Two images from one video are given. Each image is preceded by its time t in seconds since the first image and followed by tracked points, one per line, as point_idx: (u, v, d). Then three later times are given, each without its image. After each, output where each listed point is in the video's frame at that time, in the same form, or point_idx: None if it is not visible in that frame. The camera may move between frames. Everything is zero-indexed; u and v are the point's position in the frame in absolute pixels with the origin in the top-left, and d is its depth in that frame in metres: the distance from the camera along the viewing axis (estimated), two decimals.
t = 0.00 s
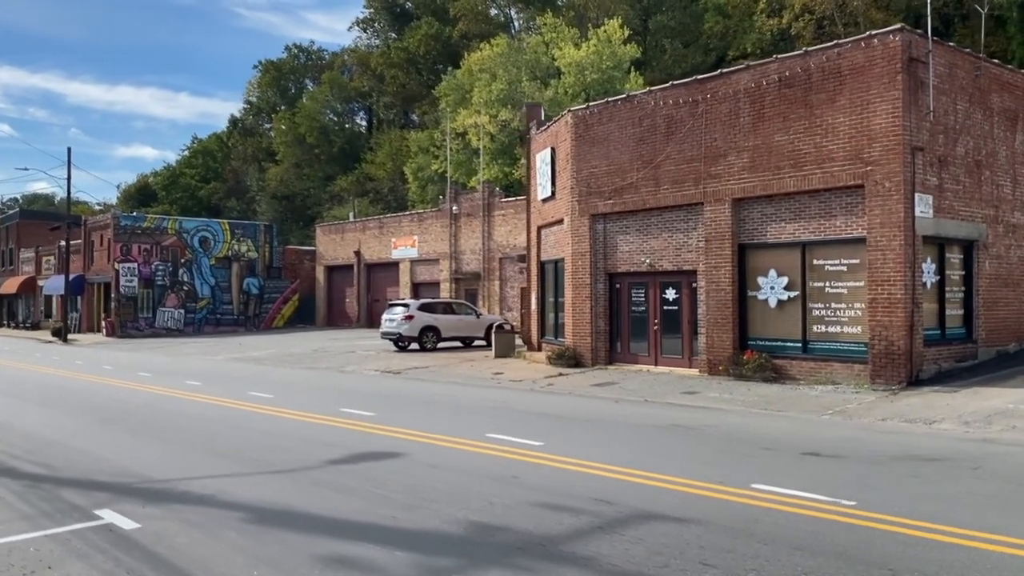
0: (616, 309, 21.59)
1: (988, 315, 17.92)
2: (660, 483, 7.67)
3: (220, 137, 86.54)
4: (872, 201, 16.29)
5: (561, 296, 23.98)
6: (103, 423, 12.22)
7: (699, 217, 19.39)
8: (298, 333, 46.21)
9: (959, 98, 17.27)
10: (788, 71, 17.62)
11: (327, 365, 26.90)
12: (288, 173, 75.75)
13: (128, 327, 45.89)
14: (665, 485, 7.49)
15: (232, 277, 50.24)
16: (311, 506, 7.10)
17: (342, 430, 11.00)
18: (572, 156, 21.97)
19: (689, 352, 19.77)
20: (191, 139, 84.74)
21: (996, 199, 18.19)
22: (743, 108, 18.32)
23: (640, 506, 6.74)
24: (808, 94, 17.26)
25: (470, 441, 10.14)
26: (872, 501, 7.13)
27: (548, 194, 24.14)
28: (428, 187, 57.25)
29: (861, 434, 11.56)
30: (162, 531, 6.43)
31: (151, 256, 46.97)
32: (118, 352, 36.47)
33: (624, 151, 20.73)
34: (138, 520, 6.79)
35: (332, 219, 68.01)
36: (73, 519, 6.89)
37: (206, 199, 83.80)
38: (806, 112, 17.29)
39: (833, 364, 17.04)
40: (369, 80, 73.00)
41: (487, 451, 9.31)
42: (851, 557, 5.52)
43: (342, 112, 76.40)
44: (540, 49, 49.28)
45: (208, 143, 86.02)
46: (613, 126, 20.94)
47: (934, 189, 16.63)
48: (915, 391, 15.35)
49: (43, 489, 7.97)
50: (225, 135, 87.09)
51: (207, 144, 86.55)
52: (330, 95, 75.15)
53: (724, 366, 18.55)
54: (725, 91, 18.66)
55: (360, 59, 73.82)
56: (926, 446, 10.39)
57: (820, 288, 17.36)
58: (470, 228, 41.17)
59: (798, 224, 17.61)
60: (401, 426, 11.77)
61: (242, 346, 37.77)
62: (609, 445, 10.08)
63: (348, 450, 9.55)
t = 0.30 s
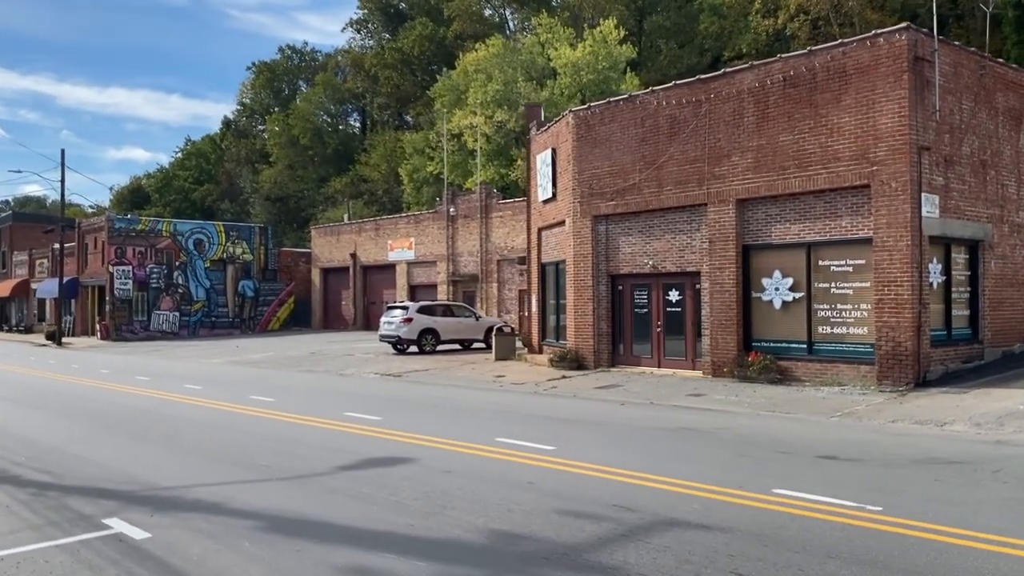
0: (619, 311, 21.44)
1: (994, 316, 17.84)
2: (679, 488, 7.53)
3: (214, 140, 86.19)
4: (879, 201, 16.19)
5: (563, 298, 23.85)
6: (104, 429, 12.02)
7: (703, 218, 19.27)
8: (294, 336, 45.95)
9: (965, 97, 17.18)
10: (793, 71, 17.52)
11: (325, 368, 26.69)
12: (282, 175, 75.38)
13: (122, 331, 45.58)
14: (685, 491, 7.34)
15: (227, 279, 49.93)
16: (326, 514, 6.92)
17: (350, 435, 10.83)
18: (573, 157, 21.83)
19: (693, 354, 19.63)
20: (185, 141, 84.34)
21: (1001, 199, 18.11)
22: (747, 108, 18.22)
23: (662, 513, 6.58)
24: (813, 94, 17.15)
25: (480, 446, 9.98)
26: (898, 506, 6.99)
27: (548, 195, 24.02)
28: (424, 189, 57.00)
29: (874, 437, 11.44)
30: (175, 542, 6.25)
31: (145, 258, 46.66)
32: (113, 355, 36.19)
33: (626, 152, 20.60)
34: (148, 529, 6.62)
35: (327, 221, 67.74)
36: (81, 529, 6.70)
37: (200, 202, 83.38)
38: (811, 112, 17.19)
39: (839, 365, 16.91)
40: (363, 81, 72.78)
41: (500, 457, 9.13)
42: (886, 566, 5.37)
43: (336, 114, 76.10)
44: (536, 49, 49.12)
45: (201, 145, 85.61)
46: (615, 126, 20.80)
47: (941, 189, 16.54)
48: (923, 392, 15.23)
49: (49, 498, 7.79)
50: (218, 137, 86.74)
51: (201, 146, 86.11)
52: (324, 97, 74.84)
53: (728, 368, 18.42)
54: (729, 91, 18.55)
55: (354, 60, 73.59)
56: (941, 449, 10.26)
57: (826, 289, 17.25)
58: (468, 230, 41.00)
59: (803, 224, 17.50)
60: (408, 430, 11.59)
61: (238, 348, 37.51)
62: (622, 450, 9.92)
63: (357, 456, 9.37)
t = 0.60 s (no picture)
0: (620, 311, 21.31)
1: (999, 314, 17.73)
2: (692, 488, 7.39)
3: (209, 141, 85.90)
4: (884, 199, 16.08)
5: (564, 298, 23.72)
6: (103, 431, 11.85)
7: (705, 217, 19.14)
8: (292, 338, 45.72)
9: (969, 94, 17.08)
10: (796, 68, 17.40)
11: (325, 370, 26.55)
12: (278, 176, 75.07)
13: (119, 333, 45.38)
14: (699, 491, 7.19)
15: (224, 282, 49.74)
16: (334, 516, 6.76)
17: (353, 436, 10.68)
18: (573, 156, 21.71)
19: (696, 354, 19.50)
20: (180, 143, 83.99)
21: (1005, 197, 18.01)
22: (750, 106, 18.10)
23: (677, 514, 6.43)
24: (817, 92, 17.05)
25: (486, 446, 9.83)
26: (916, 507, 6.85)
27: (548, 195, 23.90)
28: (421, 190, 56.73)
29: (884, 436, 11.29)
30: (180, 545, 6.09)
31: (142, 260, 46.47)
32: (109, 357, 35.97)
33: (628, 151, 20.47)
34: (151, 532, 6.46)
35: (324, 223, 67.53)
36: (82, 533, 6.53)
37: (195, 204, 82.98)
38: (814, 109, 17.08)
39: (844, 365, 16.79)
40: (359, 82, 72.58)
41: (507, 457, 8.98)
42: (910, 569, 5.23)
43: (332, 115, 75.89)
44: (532, 49, 48.90)
45: (196, 147, 85.24)
46: (616, 125, 20.68)
47: (945, 187, 16.43)
48: (930, 392, 15.11)
49: (49, 501, 7.63)
50: (213, 139, 86.48)
51: (196, 148, 85.75)
52: (320, 98, 74.66)
53: (732, 368, 18.30)
54: (732, 88, 18.44)
55: (350, 61, 73.37)
56: (952, 448, 10.13)
57: (830, 287, 17.14)
58: (465, 231, 40.86)
59: (807, 223, 17.39)
60: (412, 431, 11.43)
61: (235, 351, 37.33)
62: (630, 450, 9.78)
63: (361, 458, 9.20)
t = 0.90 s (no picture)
0: (625, 312, 21.13)
1: (1008, 315, 17.57)
2: (709, 493, 7.22)
3: (208, 144, 85.64)
4: (893, 198, 15.93)
5: (567, 300, 23.55)
6: (106, 435, 11.67)
7: (711, 217, 18.98)
8: (293, 340, 45.53)
9: (978, 93, 16.92)
10: (803, 67, 17.24)
11: (326, 371, 26.39)
12: (277, 178, 74.84)
13: (118, 335, 45.18)
14: (716, 496, 7.03)
15: (224, 283, 49.57)
16: (344, 522, 6.60)
17: (360, 439, 10.51)
18: (577, 156, 21.54)
19: (702, 355, 19.34)
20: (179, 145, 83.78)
21: (1014, 196, 17.86)
22: (757, 105, 17.94)
23: (698, 521, 6.27)
24: (824, 90, 16.89)
25: (496, 450, 9.67)
26: (941, 511, 6.69)
27: (551, 195, 23.74)
28: (421, 191, 56.46)
29: (898, 438, 11.13)
30: (187, 554, 5.91)
31: (142, 262, 46.27)
32: (110, 360, 35.79)
33: (632, 150, 20.30)
34: (158, 540, 6.28)
35: (324, 224, 67.35)
36: (86, 541, 6.35)
37: (195, 206, 82.74)
38: (822, 108, 16.92)
39: (853, 366, 16.64)
40: (359, 84, 72.39)
41: (517, 461, 8.81)
42: None
43: (332, 117, 75.80)
44: (532, 50, 48.68)
45: (196, 149, 85.00)
46: (620, 124, 20.51)
47: (955, 186, 16.28)
48: (941, 393, 14.95)
49: (51, 507, 7.45)
50: (213, 141, 86.22)
51: (195, 150, 85.48)
52: (320, 100, 74.59)
53: (739, 369, 18.13)
54: (738, 87, 18.28)
55: (349, 63, 73.20)
56: (968, 450, 9.97)
57: (838, 288, 16.99)
58: (467, 232, 40.68)
59: (815, 223, 17.23)
60: (419, 434, 11.27)
61: (236, 352, 37.16)
62: (642, 453, 9.61)
63: (369, 462, 9.03)
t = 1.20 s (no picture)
0: (634, 314, 20.96)
1: None
2: (735, 500, 7.06)
3: (213, 146, 85.56)
4: (908, 199, 15.75)
5: (576, 302, 23.39)
6: (115, 440, 11.52)
7: (723, 218, 18.81)
8: (298, 343, 45.40)
9: (993, 92, 16.74)
10: (815, 66, 17.08)
11: (333, 374, 26.24)
12: (282, 181, 74.77)
13: (123, 338, 45.07)
14: (743, 503, 6.86)
15: (229, 286, 49.44)
16: (363, 531, 6.44)
17: (373, 444, 10.36)
18: (586, 157, 21.39)
19: (714, 358, 19.17)
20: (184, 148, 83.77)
21: None
22: (769, 105, 17.78)
23: (727, 529, 6.11)
24: (837, 90, 16.72)
25: (512, 455, 9.51)
26: (975, 518, 6.52)
27: (560, 196, 23.57)
28: (425, 193, 56.28)
29: (919, 442, 10.94)
30: (204, 564, 5.76)
31: (147, 265, 46.18)
32: (116, 363, 35.66)
33: (642, 151, 20.14)
34: (173, 549, 6.13)
35: (328, 227, 67.24)
36: (99, 551, 6.20)
37: (199, 209, 82.76)
38: (835, 108, 16.75)
39: (868, 368, 16.45)
40: (363, 86, 72.27)
41: (536, 467, 8.65)
42: None
43: (336, 120, 76.23)
44: (536, 52, 48.55)
45: (200, 152, 84.93)
46: (630, 125, 20.35)
47: (970, 186, 16.10)
48: (958, 396, 14.77)
49: (63, 515, 7.31)
50: (217, 144, 86.15)
51: (200, 153, 85.43)
52: (324, 103, 75.11)
53: (752, 372, 17.95)
54: (749, 87, 18.13)
55: (353, 65, 73.13)
56: (993, 454, 9.78)
57: (852, 289, 16.81)
58: (472, 234, 40.51)
59: (828, 224, 17.05)
60: (433, 439, 11.11)
61: (242, 355, 37.04)
62: (662, 458, 9.45)
63: (383, 468, 8.87)
